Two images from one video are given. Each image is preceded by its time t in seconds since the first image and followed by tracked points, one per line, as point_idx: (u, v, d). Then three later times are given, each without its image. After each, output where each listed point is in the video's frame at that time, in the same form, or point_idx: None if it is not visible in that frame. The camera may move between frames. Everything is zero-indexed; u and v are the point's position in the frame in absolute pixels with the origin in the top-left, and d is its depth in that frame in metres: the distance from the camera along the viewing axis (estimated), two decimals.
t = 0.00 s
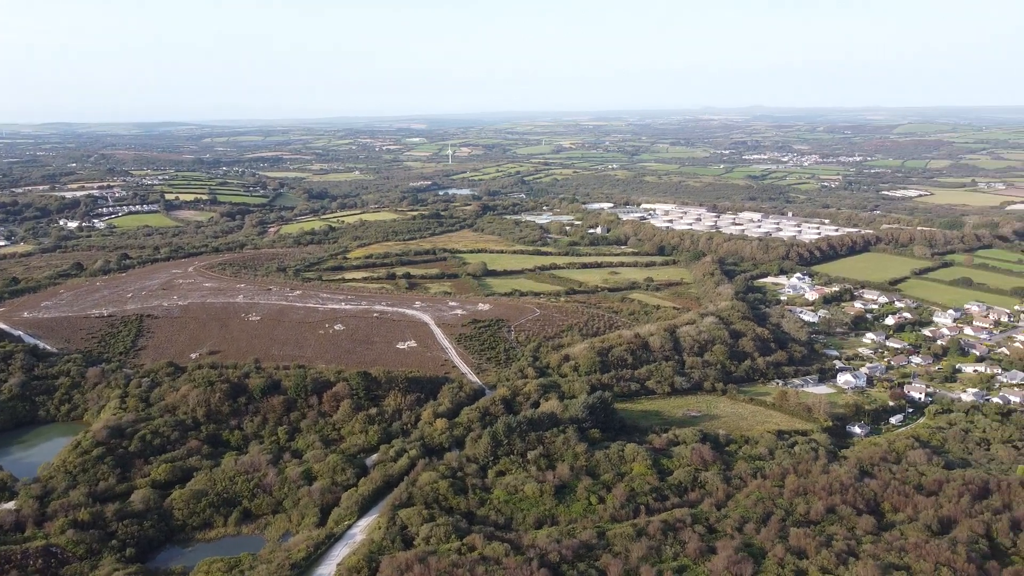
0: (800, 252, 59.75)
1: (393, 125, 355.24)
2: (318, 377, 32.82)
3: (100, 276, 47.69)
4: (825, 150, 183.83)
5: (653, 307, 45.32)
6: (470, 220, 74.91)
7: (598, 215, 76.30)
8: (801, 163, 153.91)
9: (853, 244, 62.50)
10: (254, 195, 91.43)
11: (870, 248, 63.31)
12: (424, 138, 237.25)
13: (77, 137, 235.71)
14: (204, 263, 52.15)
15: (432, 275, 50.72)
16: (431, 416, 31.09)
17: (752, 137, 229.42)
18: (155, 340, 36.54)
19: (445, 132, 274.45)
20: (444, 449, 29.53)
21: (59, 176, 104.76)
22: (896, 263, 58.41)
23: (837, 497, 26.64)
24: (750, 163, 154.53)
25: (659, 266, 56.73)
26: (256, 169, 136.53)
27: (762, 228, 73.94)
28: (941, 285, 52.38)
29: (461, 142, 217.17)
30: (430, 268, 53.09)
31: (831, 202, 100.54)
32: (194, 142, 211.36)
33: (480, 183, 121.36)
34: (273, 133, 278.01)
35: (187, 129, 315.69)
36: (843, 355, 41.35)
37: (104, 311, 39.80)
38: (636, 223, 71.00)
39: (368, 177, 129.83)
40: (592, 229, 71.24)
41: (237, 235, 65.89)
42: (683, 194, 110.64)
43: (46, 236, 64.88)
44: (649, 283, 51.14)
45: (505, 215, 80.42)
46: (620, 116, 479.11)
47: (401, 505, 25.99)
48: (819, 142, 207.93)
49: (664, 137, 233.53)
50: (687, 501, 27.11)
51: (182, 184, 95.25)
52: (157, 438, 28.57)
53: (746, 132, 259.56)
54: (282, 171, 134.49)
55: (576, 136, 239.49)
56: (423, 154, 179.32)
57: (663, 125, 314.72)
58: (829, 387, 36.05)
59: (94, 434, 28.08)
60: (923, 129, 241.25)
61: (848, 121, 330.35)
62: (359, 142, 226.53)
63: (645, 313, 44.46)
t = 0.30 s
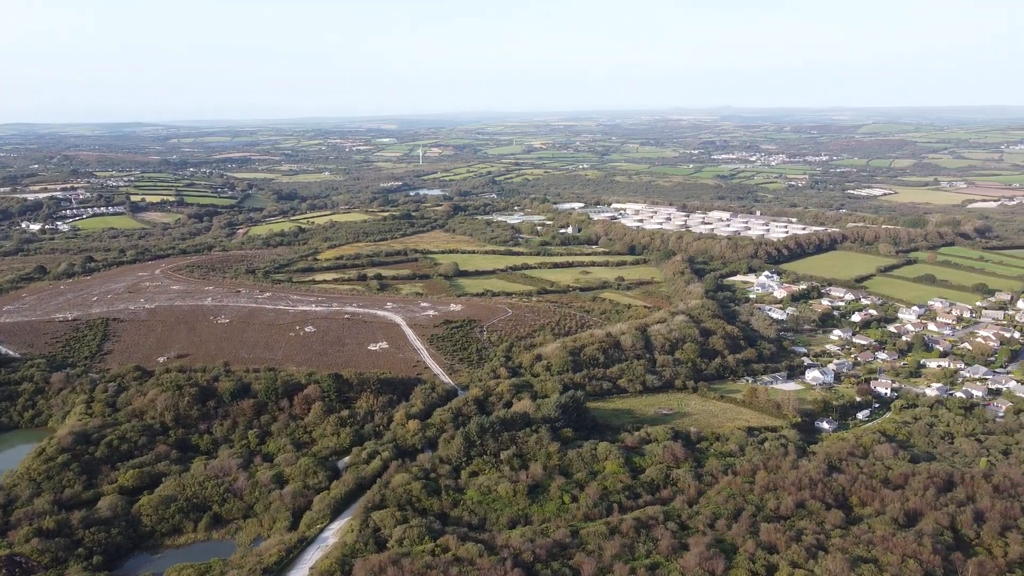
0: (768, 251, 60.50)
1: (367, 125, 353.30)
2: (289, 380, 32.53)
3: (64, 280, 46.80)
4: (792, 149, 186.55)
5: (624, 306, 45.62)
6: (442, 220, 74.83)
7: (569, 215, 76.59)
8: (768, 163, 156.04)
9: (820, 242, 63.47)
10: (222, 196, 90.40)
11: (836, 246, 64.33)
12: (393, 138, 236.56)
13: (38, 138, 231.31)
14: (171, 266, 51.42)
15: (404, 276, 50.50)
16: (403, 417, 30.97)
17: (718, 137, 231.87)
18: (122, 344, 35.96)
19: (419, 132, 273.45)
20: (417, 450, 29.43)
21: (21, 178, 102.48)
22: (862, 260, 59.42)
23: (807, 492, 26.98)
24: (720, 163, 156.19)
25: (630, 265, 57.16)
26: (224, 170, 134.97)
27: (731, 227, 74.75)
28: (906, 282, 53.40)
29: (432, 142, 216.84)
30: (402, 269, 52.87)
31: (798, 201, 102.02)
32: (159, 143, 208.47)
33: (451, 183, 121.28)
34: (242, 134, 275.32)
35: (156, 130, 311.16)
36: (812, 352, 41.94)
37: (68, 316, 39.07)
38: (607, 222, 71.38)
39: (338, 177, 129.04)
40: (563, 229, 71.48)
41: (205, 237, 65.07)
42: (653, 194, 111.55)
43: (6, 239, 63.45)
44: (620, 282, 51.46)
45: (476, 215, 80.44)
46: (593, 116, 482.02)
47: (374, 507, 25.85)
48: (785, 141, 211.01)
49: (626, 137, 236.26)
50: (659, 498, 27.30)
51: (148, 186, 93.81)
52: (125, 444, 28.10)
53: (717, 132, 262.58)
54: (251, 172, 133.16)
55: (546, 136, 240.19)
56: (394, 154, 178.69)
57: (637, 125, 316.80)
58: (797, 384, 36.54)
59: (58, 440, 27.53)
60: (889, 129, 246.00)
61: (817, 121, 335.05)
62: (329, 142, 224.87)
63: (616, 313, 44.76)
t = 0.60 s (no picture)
0: (737, 249, 61.18)
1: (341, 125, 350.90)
2: (259, 383, 32.20)
3: (26, 284, 45.80)
4: (759, 149, 189.20)
5: (596, 305, 45.88)
6: (413, 221, 74.61)
7: (540, 215, 76.83)
8: (736, 163, 157.77)
9: (788, 241, 64.36)
10: (189, 198, 89.26)
11: (804, 245, 65.30)
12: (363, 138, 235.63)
13: None
14: (137, 269, 50.61)
15: (375, 277, 50.26)
16: (376, 419, 30.82)
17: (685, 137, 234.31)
18: (87, 349, 35.32)
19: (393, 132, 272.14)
20: (390, 452, 29.32)
21: None
22: (829, 258, 60.42)
23: (776, 488, 27.31)
24: (690, 163, 157.72)
25: (601, 265, 57.52)
26: (192, 171, 133.21)
27: (700, 226, 75.50)
28: (871, 279, 54.38)
29: (403, 142, 216.00)
30: (373, 270, 52.61)
31: (766, 200, 103.44)
32: (124, 144, 205.28)
33: (422, 184, 121.01)
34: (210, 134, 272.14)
35: (123, 130, 306.21)
36: (780, 349, 42.51)
37: (31, 321, 38.24)
38: (578, 222, 71.69)
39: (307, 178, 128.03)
40: (534, 229, 71.65)
41: (171, 239, 64.15)
42: (623, 194, 112.32)
43: None
44: (592, 282, 51.75)
45: (447, 216, 80.35)
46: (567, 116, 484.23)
47: (346, 510, 25.69)
48: (752, 141, 213.76)
49: (596, 137, 237.49)
50: (631, 496, 27.46)
51: (113, 187, 92.18)
52: (91, 450, 27.59)
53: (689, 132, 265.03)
54: (219, 173, 131.61)
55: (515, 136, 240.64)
56: (365, 155, 177.81)
57: (611, 125, 318.31)
58: (767, 380, 36.98)
59: (21, 448, 26.91)
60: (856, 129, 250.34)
61: (787, 121, 339.60)
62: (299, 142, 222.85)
63: (587, 312, 45.01)
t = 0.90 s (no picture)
0: (707, 248, 61.78)
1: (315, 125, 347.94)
2: (228, 387, 31.82)
3: None
4: (728, 149, 191.28)
5: (568, 305, 46.06)
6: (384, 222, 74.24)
7: (512, 215, 76.90)
8: (704, 162, 158.65)
9: (756, 239, 65.14)
10: (155, 199, 87.87)
11: (772, 243, 66.11)
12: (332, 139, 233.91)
13: None
14: (102, 272, 49.73)
15: (346, 278, 49.94)
16: (347, 421, 30.62)
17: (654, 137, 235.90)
18: (51, 353, 34.60)
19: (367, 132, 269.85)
20: (362, 454, 29.17)
21: None
22: (796, 256, 61.30)
23: (747, 484, 27.60)
24: (660, 163, 158.94)
25: (572, 265, 57.77)
26: (159, 172, 131.07)
27: (670, 225, 76.08)
28: (838, 276, 55.27)
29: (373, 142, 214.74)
30: (344, 271, 52.26)
31: (734, 199, 104.62)
32: (86, 145, 200.90)
33: (392, 184, 120.40)
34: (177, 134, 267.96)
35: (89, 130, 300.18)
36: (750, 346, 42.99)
37: None
38: (549, 222, 71.86)
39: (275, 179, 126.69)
40: (505, 229, 71.69)
41: (136, 242, 63.02)
42: (594, 193, 112.79)
43: None
44: (563, 281, 51.95)
45: (417, 216, 80.08)
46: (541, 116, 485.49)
47: (318, 513, 25.49)
48: (720, 140, 215.87)
49: (566, 137, 238.14)
50: (604, 494, 27.58)
51: (76, 189, 90.30)
52: (55, 456, 27.03)
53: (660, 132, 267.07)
54: (186, 174, 129.66)
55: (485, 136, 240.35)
56: (336, 155, 176.49)
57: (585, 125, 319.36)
58: (737, 378, 37.38)
59: None
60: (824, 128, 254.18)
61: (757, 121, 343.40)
62: (268, 142, 220.59)
63: (559, 312, 45.16)
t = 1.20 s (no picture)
0: (677, 247, 62.27)
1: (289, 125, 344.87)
2: (197, 390, 31.42)
3: None
4: (697, 149, 192.99)
5: (539, 305, 46.18)
6: (355, 222, 73.86)
7: (483, 215, 76.86)
8: (673, 162, 160.05)
9: (725, 238, 65.80)
10: (121, 201, 86.49)
11: (741, 241, 66.77)
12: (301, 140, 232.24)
13: None
14: (66, 275, 48.84)
15: (316, 280, 49.57)
16: (318, 424, 30.39)
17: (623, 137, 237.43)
18: (14, 358, 33.89)
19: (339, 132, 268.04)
20: (334, 457, 28.99)
21: None
22: (764, 254, 62.06)
23: (718, 480, 27.84)
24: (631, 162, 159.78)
25: (544, 264, 57.95)
26: (124, 174, 128.89)
27: (640, 224, 76.58)
28: (805, 274, 56.05)
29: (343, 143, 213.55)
30: (315, 273, 51.85)
31: (704, 198, 105.65)
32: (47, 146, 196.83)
33: (363, 184, 119.78)
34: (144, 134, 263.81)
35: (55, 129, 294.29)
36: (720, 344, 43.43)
37: None
38: (520, 222, 71.97)
39: (243, 180, 125.34)
40: (477, 229, 71.68)
41: (100, 244, 61.93)
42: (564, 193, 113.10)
43: None
44: (535, 281, 52.07)
45: (388, 216, 79.77)
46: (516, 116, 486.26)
47: (290, 517, 25.27)
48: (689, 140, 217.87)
49: (536, 137, 238.78)
50: (577, 493, 27.66)
51: (38, 190, 88.62)
52: (18, 464, 26.48)
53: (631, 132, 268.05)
54: (152, 175, 127.72)
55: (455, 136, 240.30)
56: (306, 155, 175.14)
57: (559, 125, 319.80)
58: (707, 375, 37.72)
59: None
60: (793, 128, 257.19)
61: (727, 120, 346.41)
62: (235, 142, 218.12)
63: (531, 311, 45.27)
